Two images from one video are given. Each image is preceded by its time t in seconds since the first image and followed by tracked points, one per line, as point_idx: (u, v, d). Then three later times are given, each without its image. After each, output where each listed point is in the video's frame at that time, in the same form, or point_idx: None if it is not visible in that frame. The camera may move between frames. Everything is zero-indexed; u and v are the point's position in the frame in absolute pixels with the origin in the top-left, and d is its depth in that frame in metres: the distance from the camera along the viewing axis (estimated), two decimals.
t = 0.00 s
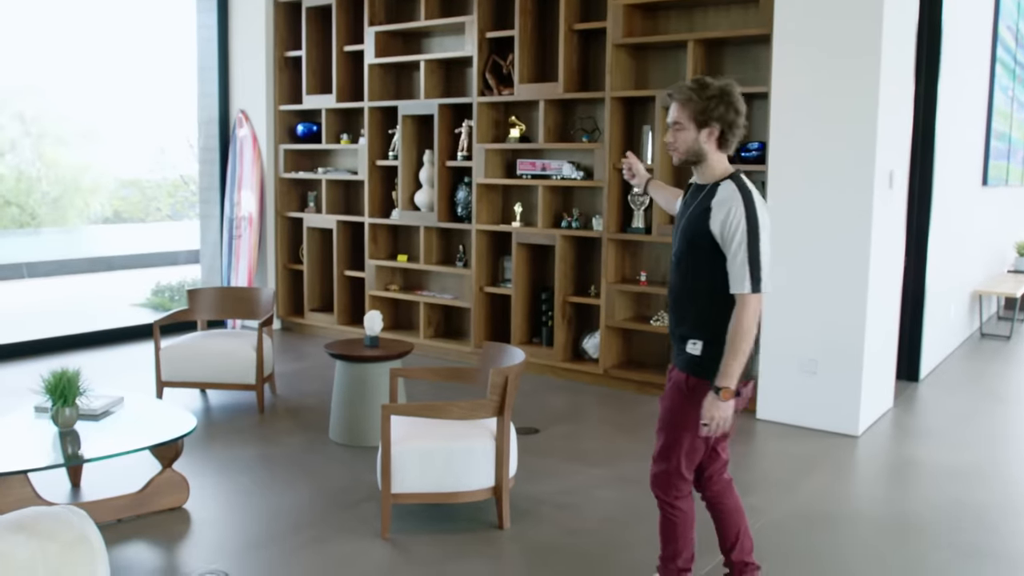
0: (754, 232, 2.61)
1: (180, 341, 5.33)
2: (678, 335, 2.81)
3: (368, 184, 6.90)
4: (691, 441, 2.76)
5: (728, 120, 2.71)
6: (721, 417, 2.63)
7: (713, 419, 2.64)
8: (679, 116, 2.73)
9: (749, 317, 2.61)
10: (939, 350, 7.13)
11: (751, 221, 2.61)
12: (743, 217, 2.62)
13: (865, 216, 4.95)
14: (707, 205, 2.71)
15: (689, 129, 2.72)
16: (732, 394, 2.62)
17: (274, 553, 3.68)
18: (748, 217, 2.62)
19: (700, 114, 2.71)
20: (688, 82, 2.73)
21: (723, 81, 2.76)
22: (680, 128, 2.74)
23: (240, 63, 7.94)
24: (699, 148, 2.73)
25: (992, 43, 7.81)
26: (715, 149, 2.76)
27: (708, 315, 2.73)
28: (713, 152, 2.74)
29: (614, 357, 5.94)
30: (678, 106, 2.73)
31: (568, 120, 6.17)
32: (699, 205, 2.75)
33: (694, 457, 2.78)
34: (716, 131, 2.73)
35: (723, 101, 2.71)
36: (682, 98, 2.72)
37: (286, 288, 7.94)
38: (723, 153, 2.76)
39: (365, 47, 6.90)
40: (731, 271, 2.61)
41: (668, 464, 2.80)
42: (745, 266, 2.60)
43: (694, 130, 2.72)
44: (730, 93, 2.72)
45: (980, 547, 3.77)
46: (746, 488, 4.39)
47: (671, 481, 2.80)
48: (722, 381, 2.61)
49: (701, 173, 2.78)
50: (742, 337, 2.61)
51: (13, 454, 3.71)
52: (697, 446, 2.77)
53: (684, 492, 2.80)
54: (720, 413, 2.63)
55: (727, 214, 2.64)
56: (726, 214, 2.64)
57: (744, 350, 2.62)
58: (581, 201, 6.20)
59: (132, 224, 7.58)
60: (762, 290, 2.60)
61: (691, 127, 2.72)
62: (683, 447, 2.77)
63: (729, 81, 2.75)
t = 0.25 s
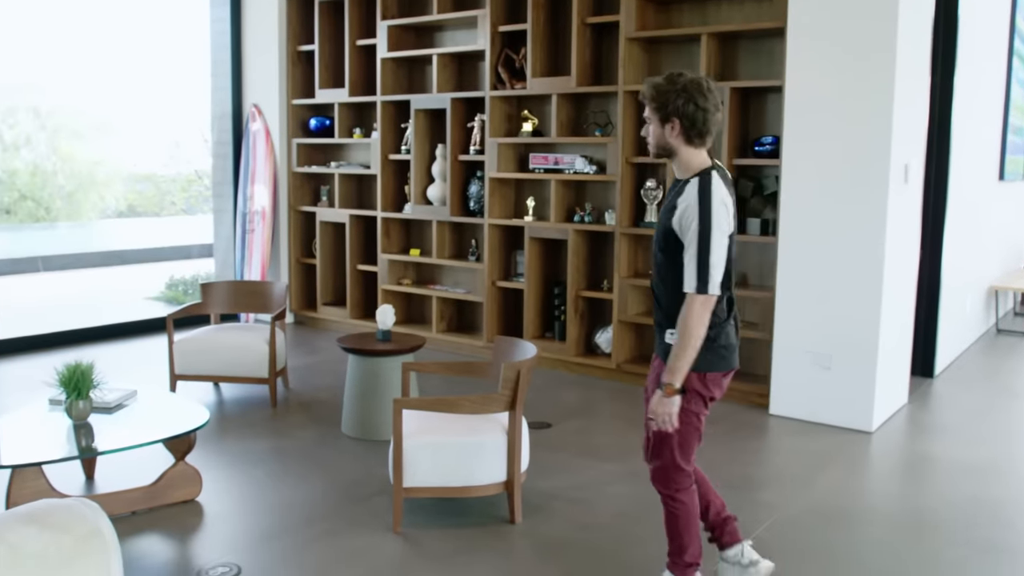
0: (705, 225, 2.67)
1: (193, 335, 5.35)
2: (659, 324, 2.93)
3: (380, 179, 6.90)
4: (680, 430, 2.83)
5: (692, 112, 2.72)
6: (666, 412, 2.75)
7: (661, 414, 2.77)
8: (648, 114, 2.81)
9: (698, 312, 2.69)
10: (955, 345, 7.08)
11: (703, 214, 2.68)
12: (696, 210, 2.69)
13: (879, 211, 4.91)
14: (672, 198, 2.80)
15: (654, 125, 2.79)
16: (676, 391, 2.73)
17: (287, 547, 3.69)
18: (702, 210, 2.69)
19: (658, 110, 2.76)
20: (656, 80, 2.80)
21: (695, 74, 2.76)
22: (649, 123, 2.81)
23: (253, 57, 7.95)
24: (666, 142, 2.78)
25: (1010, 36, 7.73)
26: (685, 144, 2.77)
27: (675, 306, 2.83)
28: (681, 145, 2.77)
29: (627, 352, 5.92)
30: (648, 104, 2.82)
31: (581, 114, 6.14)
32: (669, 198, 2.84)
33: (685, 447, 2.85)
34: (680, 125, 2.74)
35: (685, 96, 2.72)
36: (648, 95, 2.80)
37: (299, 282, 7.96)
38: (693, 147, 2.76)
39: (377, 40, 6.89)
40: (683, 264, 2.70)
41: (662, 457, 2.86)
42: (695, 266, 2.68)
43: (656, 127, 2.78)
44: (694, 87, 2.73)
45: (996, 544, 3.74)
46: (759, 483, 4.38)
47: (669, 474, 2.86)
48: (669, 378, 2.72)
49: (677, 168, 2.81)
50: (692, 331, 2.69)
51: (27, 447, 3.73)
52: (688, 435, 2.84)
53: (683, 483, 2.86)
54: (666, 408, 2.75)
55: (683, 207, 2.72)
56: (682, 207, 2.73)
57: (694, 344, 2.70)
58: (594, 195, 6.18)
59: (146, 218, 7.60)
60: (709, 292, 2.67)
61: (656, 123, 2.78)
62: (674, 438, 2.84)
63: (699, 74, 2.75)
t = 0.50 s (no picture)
0: (674, 215, 2.74)
1: (215, 330, 5.38)
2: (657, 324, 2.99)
3: (401, 174, 6.91)
4: (685, 424, 2.86)
5: (678, 111, 2.80)
6: (615, 392, 2.85)
7: (612, 393, 2.86)
8: (634, 116, 2.86)
9: (663, 303, 2.76)
10: (979, 343, 7.00)
11: (673, 205, 2.74)
12: (668, 201, 2.76)
13: (903, 207, 4.86)
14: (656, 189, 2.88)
15: (642, 126, 2.84)
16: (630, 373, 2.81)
17: (306, 541, 3.70)
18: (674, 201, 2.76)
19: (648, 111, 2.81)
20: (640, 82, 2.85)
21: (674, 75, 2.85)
22: (636, 125, 2.86)
23: (274, 53, 7.98)
24: (655, 142, 2.85)
25: None
26: (671, 141, 2.85)
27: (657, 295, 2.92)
28: (669, 143, 2.84)
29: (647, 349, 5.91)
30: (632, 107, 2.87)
31: (602, 110, 6.12)
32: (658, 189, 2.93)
33: (694, 439, 2.87)
34: (670, 124, 2.81)
35: (672, 96, 2.80)
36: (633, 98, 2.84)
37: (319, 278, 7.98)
38: (680, 144, 2.84)
39: (398, 37, 6.90)
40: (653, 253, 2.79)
41: (673, 454, 2.87)
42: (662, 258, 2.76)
43: (646, 127, 2.84)
44: (679, 86, 2.81)
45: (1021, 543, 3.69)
46: (780, 482, 4.35)
47: (683, 469, 2.87)
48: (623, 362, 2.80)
49: (663, 165, 2.88)
50: (658, 320, 2.77)
51: (51, 440, 3.76)
52: (695, 426, 2.87)
53: (700, 476, 2.87)
54: (617, 388, 2.85)
55: (658, 196, 2.80)
56: (658, 197, 2.81)
57: (653, 332, 2.78)
58: (614, 191, 6.16)
59: (168, 213, 7.65)
60: (674, 282, 2.74)
61: (645, 125, 2.84)
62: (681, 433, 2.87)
63: (679, 74, 2.84)
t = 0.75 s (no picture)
0: (641, 212, 2.77)
1: (238, 325, 5.41)
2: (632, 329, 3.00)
3: (422, 169, 6.91)
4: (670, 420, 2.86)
5: (643, 115, 2.84)
6: (606, 388, 2.91)
7: (602, 390, 2.92)
8: (601, 122, 2.90)
9: (638, 298, 2.79)
10: (1006, 340, 6.92)
11: (639, 202, 2.77)
12: (635, 198, 2.80)
13: (929, 202, 4.80)
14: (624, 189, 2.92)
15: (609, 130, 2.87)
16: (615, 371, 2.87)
17: (328, 535, 3.72)
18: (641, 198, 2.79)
19: (614, 115, 2.85)
20: (604, 88, 2.89)
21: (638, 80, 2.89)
22: (602, 130, 2.90)
23: (296, 49, 8.00)
24: (622, 145, 2.88)
25: None
26: (638, 144, 2.88)
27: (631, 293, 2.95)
28: (636, 146, 2.88)
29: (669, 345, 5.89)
30: (598, 112, 2.91)
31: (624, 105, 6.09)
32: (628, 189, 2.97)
33: (681, 433, 2.86)
34: (636, 127, 2.86)
35: (637, 100, 2.84)
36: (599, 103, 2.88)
37: (341, 273, 8.01)
38: (647, 146, 2.87)
39: (419, 32, 6.89)
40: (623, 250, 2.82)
41: (665, 451, 2.86)
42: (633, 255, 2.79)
43: (612, 131, 2.87)
44: (643, 90, 2.85)
45: None
46: (802, 479, 4.32)
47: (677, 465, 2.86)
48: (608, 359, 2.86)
49: (631, 168, 2.91)
50: (635, 317, 2.81)
51: (76, 433, 3.80)
52: (681, 420, 2.86)
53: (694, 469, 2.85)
54: (606, 385, 2.90)
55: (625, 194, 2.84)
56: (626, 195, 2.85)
57: (631, 328, 2.81)
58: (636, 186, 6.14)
59: (191, 209, 7.70)
60: (646, 277, 2.77)
61: (611, 129, 2.87)
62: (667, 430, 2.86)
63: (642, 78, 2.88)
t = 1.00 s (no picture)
0: (636, 195, 2.76)
1: (264, 320, 5.44)
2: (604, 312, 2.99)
3: (447, 165, 6.92)
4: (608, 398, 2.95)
5: (620, 102, 2.84)
6: (604, 373, 2.86)
7: (602, 375, 2.87)
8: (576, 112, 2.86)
9: (638, 278, 2.77)
10: None
11: (633, 184, 2.76)
12: (626, 182, 2.77)
13: (959, 197, 4.74)
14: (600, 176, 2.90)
15: (590, 120, 2.85)
16: (614, 353, 2.85)
17: (355, 529, 3.74)
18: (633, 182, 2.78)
19: (593, 104, 2.82)
20: (578, 78, 2.85)
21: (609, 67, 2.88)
22: (582, 121, 2.87)
23: (321, 45, 8.03)
24: (601, 134, 2.87)
25: None
26: (614, 132, 2.88)
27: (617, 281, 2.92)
28: (615, 133, 2.88)
29: (695, 341, 5.87)
30: (574, 101, 2.87)
31: (649, 99, 6.06)
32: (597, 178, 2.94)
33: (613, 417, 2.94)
34: (614, 115, 2.85)
35: (613, 88, 2.83)
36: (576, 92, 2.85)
37: (366, 268, 8.04)
38: (624, 134, 2.87)
39: (444, 27, 6.89)
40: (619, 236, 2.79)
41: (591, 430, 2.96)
42: (629, 233, 2.77)
43: (591, 121, 2.85)
44: (616, 78, 2.84)
45: None
46: (829, 476, 4.29)
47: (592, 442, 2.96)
48: (607, 341, 2.84)
49: (608, 156, 2.91)
50: (633, 299, 2.79)
51: (107, 427, 3.84)
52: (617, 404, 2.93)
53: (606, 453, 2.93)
54: (605, 369, 2.85)
55: (614, 181, 2.81)
56: (613, 181, 2.82)
57: (631, 310, 2.78)
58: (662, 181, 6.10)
59: (217, 204, 7.76)
60: (647, 256, 2.77)
61: (591, 119, 2.85)
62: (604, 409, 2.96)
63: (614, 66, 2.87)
